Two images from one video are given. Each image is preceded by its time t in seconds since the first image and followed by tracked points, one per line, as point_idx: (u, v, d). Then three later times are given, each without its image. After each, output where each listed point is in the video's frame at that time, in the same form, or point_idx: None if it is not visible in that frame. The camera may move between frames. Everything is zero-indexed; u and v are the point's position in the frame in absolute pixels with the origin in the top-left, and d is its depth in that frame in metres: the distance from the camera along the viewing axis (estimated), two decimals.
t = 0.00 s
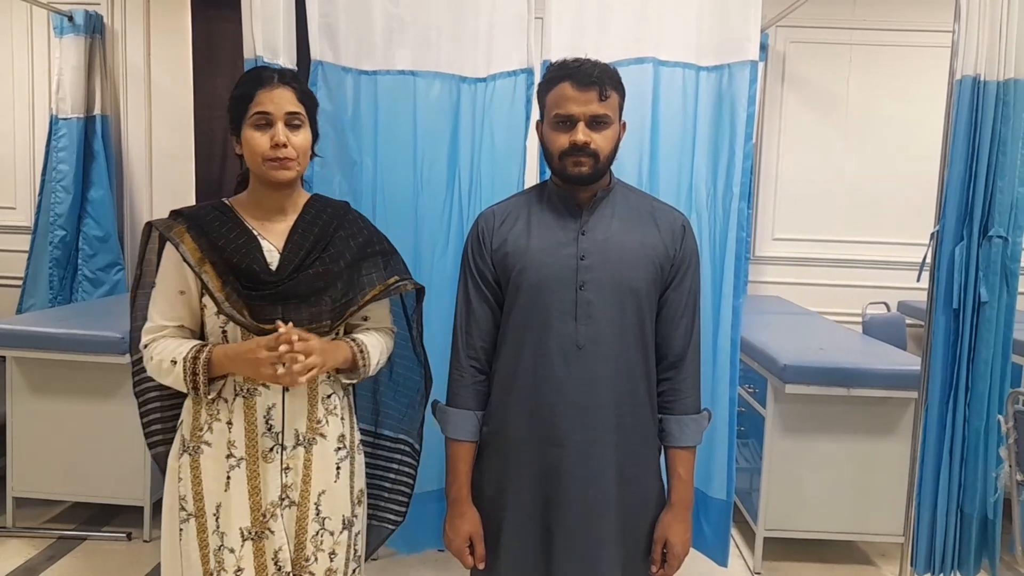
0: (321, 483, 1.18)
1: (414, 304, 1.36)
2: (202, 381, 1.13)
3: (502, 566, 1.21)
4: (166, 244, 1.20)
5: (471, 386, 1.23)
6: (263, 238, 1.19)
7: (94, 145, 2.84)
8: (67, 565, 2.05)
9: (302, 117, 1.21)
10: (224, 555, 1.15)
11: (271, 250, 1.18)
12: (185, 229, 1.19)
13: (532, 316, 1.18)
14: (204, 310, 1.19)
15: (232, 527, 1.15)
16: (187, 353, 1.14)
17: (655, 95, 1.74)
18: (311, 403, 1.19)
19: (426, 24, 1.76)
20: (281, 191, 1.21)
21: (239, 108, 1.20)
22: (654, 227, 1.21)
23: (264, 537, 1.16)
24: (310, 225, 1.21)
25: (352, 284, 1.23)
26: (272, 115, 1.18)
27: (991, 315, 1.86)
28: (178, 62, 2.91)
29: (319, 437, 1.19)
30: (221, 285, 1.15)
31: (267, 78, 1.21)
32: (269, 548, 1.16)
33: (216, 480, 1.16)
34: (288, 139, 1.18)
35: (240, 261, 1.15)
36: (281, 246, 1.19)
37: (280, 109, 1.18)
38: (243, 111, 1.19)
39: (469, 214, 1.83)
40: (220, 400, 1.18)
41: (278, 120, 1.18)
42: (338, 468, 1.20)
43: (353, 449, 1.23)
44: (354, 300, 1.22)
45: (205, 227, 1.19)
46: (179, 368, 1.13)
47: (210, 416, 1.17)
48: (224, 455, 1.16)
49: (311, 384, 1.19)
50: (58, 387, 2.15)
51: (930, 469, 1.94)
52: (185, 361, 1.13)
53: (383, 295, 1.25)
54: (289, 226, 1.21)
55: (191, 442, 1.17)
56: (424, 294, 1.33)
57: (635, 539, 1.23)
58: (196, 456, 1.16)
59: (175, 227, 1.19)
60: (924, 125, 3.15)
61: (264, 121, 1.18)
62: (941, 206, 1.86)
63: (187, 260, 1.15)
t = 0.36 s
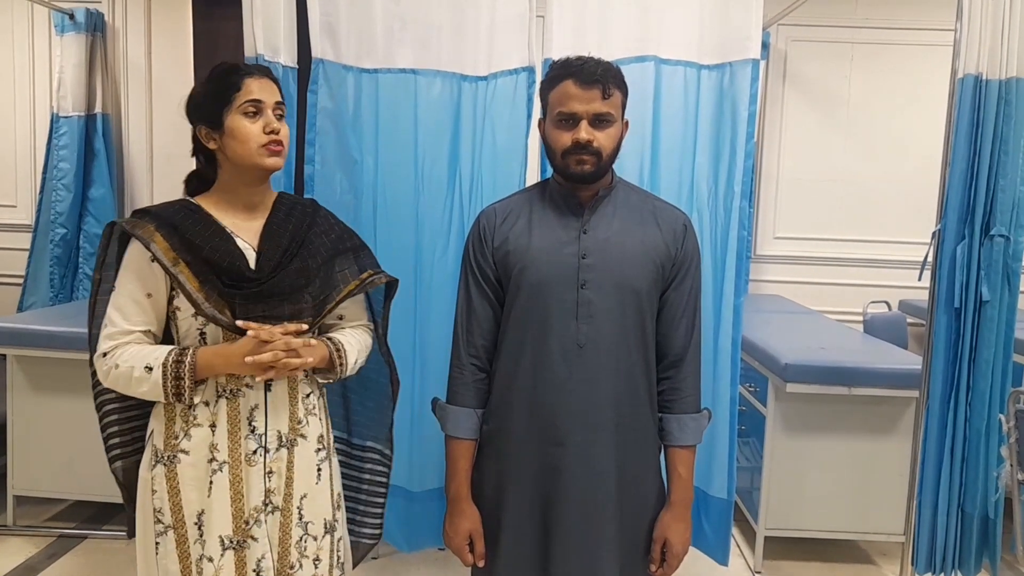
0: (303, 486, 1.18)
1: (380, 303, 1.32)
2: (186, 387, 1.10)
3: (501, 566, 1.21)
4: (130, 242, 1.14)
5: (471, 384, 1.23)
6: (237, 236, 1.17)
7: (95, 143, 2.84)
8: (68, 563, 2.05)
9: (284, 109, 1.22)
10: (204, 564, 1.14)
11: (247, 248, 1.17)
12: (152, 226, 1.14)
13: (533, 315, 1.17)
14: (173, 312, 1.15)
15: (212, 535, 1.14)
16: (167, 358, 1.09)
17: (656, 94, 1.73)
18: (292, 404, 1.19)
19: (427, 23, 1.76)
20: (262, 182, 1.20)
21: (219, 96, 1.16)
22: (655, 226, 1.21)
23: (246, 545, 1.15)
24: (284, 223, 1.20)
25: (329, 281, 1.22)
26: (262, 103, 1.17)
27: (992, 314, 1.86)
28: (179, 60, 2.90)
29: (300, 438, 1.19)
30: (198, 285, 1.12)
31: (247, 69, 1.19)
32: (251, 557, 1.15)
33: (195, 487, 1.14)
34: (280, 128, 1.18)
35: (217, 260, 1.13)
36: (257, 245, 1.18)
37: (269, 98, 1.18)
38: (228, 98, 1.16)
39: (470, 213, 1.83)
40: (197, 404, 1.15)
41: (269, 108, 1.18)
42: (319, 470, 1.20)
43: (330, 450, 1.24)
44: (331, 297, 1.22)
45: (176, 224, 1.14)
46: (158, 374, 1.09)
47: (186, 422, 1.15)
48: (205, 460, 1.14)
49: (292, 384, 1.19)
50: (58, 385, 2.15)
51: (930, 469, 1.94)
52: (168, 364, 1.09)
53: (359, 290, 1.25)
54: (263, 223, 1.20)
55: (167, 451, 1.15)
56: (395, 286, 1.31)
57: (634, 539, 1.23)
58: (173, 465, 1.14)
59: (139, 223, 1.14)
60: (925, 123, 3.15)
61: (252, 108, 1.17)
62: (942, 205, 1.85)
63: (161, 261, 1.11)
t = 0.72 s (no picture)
0: (299, 487, 1.22)
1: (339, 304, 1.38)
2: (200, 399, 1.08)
3: (501, 568, 1.21)
4: (118, 247, 1.08)
5: (470, 385, 1.23)
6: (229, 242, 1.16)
7: (92, 145, 2.84)
8: (66, 567, 2.05)
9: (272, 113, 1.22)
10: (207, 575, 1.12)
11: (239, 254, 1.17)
12: (144, 231, 1.08)
13: (532, 315, 1.17)
14: (165, 319, 1.11)
15: (215, 546, 1.11)
16: (176, 373, 1.06)
17: (654, 95, 1.73)
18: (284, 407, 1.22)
19: (425, 25, 1.76)
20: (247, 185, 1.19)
21: (212, 95, 1.14)
22: (653, 226, 1.21)
23: (253, 552, 1.14)
24: (269, 228, 1.21)
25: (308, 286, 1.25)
26: (255, 107, 1.17)
27: (990, 314, 1.86)
28: (176, 62, 2.90)
29: (292, 440, 1.22)
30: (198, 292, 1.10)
31: (239, 69, 1.18)
32: (258, 563, 1.15)
33: (194, 497, 1.11)
34: (272, 134, 1.19)
35: (218, 266, 1.11)
36: (247, 250, 1.18)
37: (262, 103, 1.18)
38: (222, 99, 1.14)
39: (468, 214, 1.83)
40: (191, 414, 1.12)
41: (262, 113, 1.18)
42: (310, 469, 1.24)
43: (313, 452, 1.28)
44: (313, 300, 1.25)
45: (169, 227, 1.10)
46: (167, 390, 1.06)
47: (180, 432, 1.11)
48: (205, 470, 1.12)
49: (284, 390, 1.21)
50: (56, 389, 2.15)
51: (929, 469, 1.93)
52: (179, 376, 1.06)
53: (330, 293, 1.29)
54: (243, 229, 1.20)
55: (161, 463, 1.11)
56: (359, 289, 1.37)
57: (634, 541, 1.23)
58: (169, 477, 1.11)
59: (129, 227, 1.08)
60: (922, 124, 3.15)
61: (246, 112, 1.16)
62: (940, 205, 1.86)
63: (162, 267, 1.07)
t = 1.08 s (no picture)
0: (308, 482, 1.23)
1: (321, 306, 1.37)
2: (215, 410, 1.09)
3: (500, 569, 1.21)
4: (124, 254, 1.07)
5: (469, 387, 1.23)
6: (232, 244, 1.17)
7: (90, 148, 2.87)
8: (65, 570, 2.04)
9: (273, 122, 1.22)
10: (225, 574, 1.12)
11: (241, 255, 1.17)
12: (150, 236, 1.07)
13: (530, 317, 1.17)
14: (173, 324, 1.11)
15: (232, 544, 1.13)
16: (191, 386, 1.07)
17: (653, 97, 1.74)
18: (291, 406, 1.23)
19: (424, 27, 1.76)
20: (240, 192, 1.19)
21: (215, 101, 1.14)
22: (652, 227, 1.21)
23: (262, 545, 1.16)
24: (266, 228, 1.22)
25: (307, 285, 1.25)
26: (258, 117, 1.17)
27: (989, 316, 1.86)
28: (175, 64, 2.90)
29: (300, 437, 1.23)
30: (208, 297, 1.10)
31: (244, 75, 1.17)
32: (266, 555, 1.17)
33: (208, 500, 1.11)
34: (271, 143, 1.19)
35: (227, 270, 1.10)
36: (249, 250, 1.18)
37: (265, 112, 1.18)
38: (224, 107, 1.14)
39: (467, 215, 1.83)
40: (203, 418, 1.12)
41: (264, 123, 1.18)
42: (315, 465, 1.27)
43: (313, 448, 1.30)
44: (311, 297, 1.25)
45: (175, 232, 1.09)
46: (182, 403, 1.06)
47: (194, 437, 1.11)
48: (219, 471, 1.12)
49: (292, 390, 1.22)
50: (55, 391, 2.14)
51: (928, 471, 1.93)
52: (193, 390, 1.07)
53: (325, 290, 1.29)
54: (240, 228, 1.21)
55: (174, 468, 1.11)
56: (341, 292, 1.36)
57: (634, 540, 1.23)
58: (183, 481, 1.11)
59: (133, 234, 1.07)
60: (920, 126, 3.16)
61: (247, 121, 1.16)
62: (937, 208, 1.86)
63: (172, 275, 1.07)
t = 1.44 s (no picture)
0: (322, 474, 1.23)
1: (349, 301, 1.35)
2: (227, 395, 1.07)
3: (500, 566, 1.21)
4: (142, 239, 1.08)
5: (469, 383, 1.22)
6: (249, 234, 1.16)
7: (90, 144, 2.84)
8: (66, 565, 2.05)
9: (280, 107, 1.19)
10: (243, 563, 1.12)
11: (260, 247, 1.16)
12: (167, 223, 1.08)
13: (530, 313, 1.17)
14: (191, 312, 1.11)
15: (251, 533, 1.13)
16: (203, 369, 1.06)
17: (654, 92, 1.73)
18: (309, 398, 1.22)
19: (424, 21, 1.75)
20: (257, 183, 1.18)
21: (215, 95, 1.14)
22: (652, 222, 1.21)
23: (282, 536, 1.16)
24: (289, 223, 1.20)
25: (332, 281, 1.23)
26: (257, 104, 1.15)
27: (990, 312, 1.86)
28: (175, 60, 2.90)
29: (316, 429, 1.23)
30: (225, 285, 1.10)
31: (244, 67, 1.17)
32: (287, 546, 1.16)
33: (228, 490, 1.11)
34: (276, 129, 1.16)
35: (242, 257, 1.10)
36: (269, 241, 1.17)
37: (265, 98, 1.16)
38: (222, 99, 1.14)
39: (467, 211, 1.82)
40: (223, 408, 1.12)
41: (264, 109, 1.16)
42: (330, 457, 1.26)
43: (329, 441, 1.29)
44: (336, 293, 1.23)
45: (191, 219, 1.09)
46: (194, 385, 1.05)
47: (213, 427, 1.12)
48: (238, 462, 1.12)
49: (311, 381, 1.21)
50: (56, 387, 2.14)
51: (929, 466, 1.93)
52: (203, 374, 1.06)
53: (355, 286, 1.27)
54: (264, 222, 1.20)
55: (195, 459, 1.11)
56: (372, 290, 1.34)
57: (634, 535, 1.23)
58: (203, 472, 1.11)
59: (153, 222, 1.08)
60: (922, 121, 3.15)
61: (248, 111, 1.15)
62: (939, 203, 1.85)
63: (187, 260, 1.07)
